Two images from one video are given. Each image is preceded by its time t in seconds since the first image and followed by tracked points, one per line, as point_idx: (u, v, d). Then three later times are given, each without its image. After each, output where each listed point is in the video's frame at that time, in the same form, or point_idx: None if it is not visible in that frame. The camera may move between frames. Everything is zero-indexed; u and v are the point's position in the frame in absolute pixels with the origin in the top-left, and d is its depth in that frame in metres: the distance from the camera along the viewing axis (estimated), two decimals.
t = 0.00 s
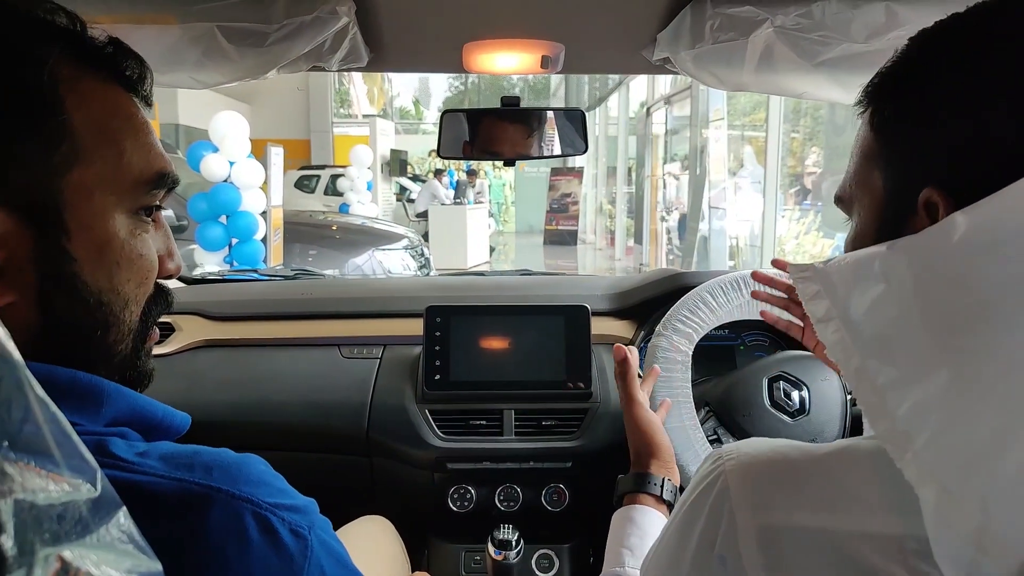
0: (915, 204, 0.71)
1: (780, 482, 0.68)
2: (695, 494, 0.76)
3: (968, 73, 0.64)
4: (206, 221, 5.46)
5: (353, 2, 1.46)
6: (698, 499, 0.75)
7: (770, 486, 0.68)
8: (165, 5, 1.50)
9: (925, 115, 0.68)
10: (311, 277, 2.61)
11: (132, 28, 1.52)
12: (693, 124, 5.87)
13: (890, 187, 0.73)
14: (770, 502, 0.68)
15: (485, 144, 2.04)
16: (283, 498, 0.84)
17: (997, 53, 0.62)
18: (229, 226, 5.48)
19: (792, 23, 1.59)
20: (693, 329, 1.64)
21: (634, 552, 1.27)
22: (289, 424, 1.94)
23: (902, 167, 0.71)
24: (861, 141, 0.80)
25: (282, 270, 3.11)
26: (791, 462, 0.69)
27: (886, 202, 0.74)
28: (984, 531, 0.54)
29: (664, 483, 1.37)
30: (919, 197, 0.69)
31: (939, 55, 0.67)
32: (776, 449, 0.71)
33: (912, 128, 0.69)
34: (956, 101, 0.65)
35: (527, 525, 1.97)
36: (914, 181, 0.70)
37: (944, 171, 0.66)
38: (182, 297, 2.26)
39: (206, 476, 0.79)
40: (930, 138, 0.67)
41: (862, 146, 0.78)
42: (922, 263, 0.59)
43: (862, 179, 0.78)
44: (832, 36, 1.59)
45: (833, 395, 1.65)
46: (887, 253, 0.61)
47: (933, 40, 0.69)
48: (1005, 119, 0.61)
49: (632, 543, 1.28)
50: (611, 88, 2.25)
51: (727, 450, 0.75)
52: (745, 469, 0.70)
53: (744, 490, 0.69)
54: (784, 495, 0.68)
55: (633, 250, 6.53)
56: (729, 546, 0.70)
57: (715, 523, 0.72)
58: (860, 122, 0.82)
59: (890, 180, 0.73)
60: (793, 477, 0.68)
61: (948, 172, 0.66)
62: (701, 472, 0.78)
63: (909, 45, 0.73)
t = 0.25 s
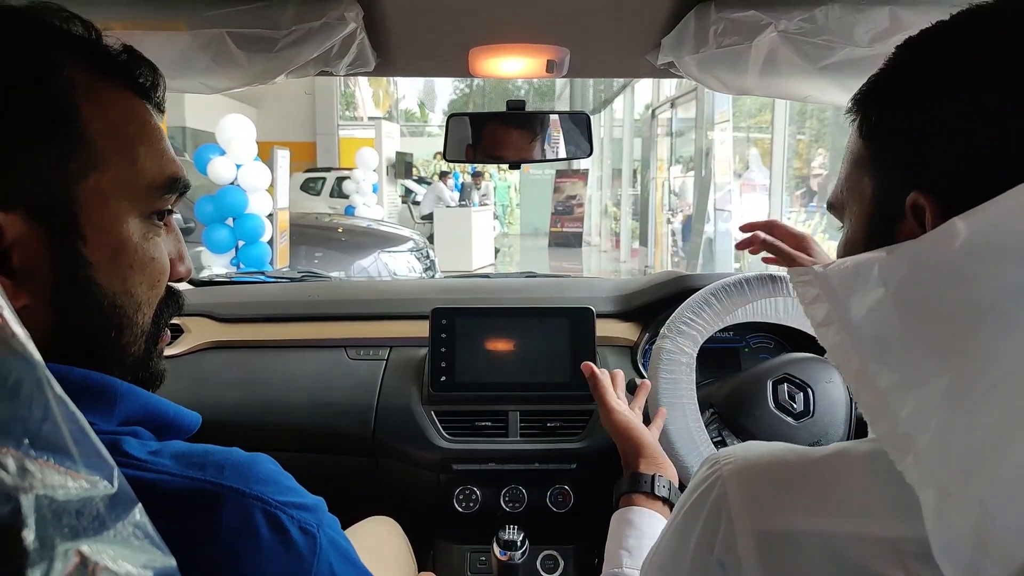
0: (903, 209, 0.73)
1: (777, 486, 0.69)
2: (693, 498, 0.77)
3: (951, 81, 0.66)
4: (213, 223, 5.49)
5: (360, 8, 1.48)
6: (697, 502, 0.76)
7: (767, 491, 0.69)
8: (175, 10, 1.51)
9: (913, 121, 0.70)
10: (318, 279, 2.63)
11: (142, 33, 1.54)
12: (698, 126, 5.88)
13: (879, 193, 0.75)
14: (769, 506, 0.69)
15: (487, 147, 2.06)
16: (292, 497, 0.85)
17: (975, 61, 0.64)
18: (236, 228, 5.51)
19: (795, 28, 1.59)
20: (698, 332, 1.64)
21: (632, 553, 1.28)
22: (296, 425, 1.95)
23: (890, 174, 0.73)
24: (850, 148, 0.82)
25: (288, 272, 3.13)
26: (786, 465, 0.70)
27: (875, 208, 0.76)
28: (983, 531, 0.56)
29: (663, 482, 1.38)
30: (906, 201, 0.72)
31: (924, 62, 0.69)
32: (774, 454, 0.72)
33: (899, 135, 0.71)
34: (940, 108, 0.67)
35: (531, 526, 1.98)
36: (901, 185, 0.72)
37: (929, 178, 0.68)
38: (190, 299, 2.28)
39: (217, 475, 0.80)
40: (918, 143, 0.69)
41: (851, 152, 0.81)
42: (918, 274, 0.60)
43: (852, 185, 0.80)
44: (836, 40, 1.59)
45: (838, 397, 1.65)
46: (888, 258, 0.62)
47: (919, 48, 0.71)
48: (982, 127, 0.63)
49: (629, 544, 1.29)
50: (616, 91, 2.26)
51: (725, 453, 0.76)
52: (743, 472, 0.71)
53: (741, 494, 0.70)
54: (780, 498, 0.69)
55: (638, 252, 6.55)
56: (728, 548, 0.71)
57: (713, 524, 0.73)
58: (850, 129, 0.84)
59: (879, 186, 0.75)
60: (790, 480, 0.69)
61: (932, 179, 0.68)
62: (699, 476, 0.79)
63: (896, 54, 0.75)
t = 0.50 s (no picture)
0: (880, 211, 0.76)
1: (772, 485, 0.71)
2: (689, 499, 0.79)
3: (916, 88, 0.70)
4: (219, 225, 5.52)
5: (369, 11, 1.50)
6: (690, 504, 0.78)
7: (762, 489, 0.71)
8: (185, 14, 1.53)
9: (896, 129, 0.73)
10: (325, 280, 2.65)
11: (152, 36, 1.55)
12: (703, 128, 5.89)
13: (859, 197, 0.80)
14: (766, 505, 0.70)
15: (489, 151, 2.09)
16: (302, 493, 0.86)
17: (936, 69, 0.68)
18: (242, 230, 5.54)
19: (799, 31, 1.60)
20: (702, 333, 1.66)
21: (628, 549, 1.28)
22: (304, 425, 1.97)
23: (867, 178, 0.78)
24: (832, 157, 0.86)
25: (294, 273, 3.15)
26: (783, 465, 0.72)
27: (856, 211, 0.80)
28: (981, 528, 0.56)
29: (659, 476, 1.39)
30: (886, 206, 0.75)
31: (894, 73, 0.74)
32: (769, 453, 0.74)
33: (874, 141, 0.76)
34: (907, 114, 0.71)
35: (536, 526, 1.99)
36: (884, 190, 0.75)
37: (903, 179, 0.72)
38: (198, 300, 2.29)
39: (230, 471, 0.82)
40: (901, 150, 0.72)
41: (832, 160, 0.86)
42: (917, 270, 0.61)
43: (835, 191, 0.85)
44: (839, 42, 1.60)
45: (842, 397, 1.66)
46: (887, 258, 0.64)
47: (889, 58, 0.76)
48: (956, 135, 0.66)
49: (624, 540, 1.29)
50: (622, 93, 2.27)
51: (720, 454, 0.78)
52: (738, 472, 0.73)
53: (736, 493, 0.72)
54: (776, 496, 0.70)
55: (643, 253, 6.55)
56: (723, 545, 0.72)
57: (710, 523, 0.74)
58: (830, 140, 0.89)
59: (861, 189, 0.79)
60: (785, 479, 0.70)
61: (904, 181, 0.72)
62: (695, 477, 0.80)
63: (868, 67, 0.80)
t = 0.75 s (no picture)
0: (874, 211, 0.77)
1: (773, 489, 0.72)
2: (690, 504, 0.80)
3: (907, 90, 0.72)
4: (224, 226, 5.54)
5: (375, 16, 1.51)
6: (695, 507, 0.78)
7: (764, 494, 0.72)
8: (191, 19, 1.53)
9: (892, 127, 0.73)
10: (330, 281, 2.67)
11: (159, 40, 1.56)
12: (707, 129, 5.90)
13: (854, 200, 0.81)
14: (767, 509, 0.71)
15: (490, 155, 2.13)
16: (311, 492, 0.88)
17: (926, 71, 0.70)
18: (247, 231, 5.56)
19: (801, 35, 1.58)
20: (705, 334, 1.67)
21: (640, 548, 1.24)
22: (310, 425, 1.98)
23: (860, 179, 0.79)
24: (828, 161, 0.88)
25: (299, 274, 3.16)
26: (783, 470, 0.73)
27: (851, 212, 0.81)
28: (979, 526, 0.58)
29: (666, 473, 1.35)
30: (881, 203, 0.75)
31: (887, 76, 0.76)
32: (770, 459, 0.75)
33: (863, 143, 0.77)
34: (898, 114, 0.72)
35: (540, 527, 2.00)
36: (878, 187, 0.76)
37: (896, 178, 0.73)
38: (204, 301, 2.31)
39: (240, 471, 0.83)
40: (896, 147, 0.73)
41: (828, 165, 0.87)
42: (918, 272, 0.62)
43: (830, 195, 0.86)
44: (840, 46, 1.59)
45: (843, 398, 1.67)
46: (886, 262, 0.64)
47: (888, 59, 0.76)
48: (953, 132, 0.66)
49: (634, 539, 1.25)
50: (625, 94, 2.28)
51: (720, 460, 0.79)
52: (739, 477, 0.74)
53: (738, 499, 0.73)
54: (778, 500, 0.71)
55: (646, 254, 6.56)
56: (727, 551, 0.73)
57: (712, 527, 0.75)
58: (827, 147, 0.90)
59: (857, 188, 0.80)
60: (786, 483, 0.71)
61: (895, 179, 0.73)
62: (696, 482, 0.81)
63: (863, 73, 0.82)
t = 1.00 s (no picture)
0: (886, 210, 0.76)
1: (775, 489, 0.72)
2: (693, 503, 0.80)
3: (914, 89, 0.72)
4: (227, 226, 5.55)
5: (378, 17, 1.52)
6: (698, 507, 0.78)
7: (766, 494, 0.72)
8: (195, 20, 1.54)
9: (901, 126, 0.73)
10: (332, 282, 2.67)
11: (164, 41, 1.57)
12: (710, 129, 5.90)
13: (861, 197, 0.80)
14: (770, 509, 0.71)
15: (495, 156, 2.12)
16: (314, 491, 0.88)
17: (946, 70, 0.69)
18: (250, 231, 5.57)
19: (803, 37, 1.57)
20: (707, 335, 1.67)
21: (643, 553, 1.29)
22: (313, 425, 1.99)
23: (869, 177, 0.78)
24: (833, 158, 0.87)
25: (302, 274, 3.17)
26: (783, 468, 0.73)
27: (856, 212, 0.81)
28: (978, 526, 0.58)
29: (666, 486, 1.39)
30: (891, 202, 0.75)
31: (892, 76, 0.76)
32: (772, 458, 0.75)
33: (875, 140, 0.77)
34: (916, 113, 0.71)
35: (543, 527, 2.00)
36: (887, 186, 0.76)
37: (906, 177, 0.72)
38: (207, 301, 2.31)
39: (244, 469, 0.83)
40: (905, 146, 0.72)
41: (833, 162, 0.86)
42: (916, 274, 0.62)
43: (835, 192, 0.85)
44: (842, 49, 1.58)
45: (845, 399, 1.67)
46: (887, 262, 0.65)
47: (893, 60, 0.77)
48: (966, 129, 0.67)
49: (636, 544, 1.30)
50: (628, 96, 2.29)
51: (723, 459, 0.79)
52: (742, 477, 0.75)
53: (741, 499, 0.74)
54: (779, 500, 0.71)
55: (649, 254, 6.57)
56: (732, 552, 0.73)
57: (716, 527, 0.75)
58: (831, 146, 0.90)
59: (862, 189, 0.79)
60: (787, 482, 0.72)
61: (910, 177, 0.72)
62: (698, 483, 0.82)
63: (873, 70, 0.81)
